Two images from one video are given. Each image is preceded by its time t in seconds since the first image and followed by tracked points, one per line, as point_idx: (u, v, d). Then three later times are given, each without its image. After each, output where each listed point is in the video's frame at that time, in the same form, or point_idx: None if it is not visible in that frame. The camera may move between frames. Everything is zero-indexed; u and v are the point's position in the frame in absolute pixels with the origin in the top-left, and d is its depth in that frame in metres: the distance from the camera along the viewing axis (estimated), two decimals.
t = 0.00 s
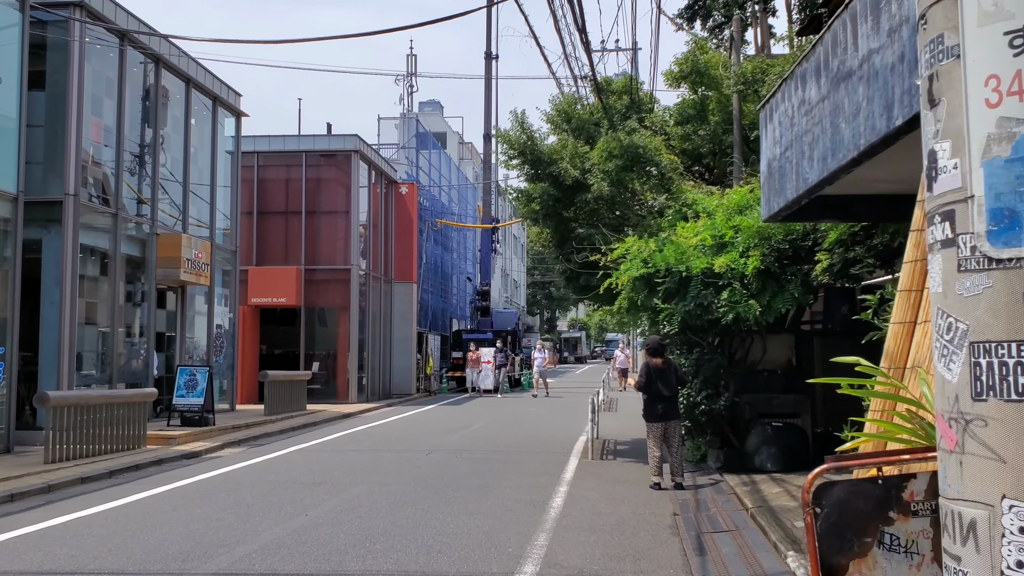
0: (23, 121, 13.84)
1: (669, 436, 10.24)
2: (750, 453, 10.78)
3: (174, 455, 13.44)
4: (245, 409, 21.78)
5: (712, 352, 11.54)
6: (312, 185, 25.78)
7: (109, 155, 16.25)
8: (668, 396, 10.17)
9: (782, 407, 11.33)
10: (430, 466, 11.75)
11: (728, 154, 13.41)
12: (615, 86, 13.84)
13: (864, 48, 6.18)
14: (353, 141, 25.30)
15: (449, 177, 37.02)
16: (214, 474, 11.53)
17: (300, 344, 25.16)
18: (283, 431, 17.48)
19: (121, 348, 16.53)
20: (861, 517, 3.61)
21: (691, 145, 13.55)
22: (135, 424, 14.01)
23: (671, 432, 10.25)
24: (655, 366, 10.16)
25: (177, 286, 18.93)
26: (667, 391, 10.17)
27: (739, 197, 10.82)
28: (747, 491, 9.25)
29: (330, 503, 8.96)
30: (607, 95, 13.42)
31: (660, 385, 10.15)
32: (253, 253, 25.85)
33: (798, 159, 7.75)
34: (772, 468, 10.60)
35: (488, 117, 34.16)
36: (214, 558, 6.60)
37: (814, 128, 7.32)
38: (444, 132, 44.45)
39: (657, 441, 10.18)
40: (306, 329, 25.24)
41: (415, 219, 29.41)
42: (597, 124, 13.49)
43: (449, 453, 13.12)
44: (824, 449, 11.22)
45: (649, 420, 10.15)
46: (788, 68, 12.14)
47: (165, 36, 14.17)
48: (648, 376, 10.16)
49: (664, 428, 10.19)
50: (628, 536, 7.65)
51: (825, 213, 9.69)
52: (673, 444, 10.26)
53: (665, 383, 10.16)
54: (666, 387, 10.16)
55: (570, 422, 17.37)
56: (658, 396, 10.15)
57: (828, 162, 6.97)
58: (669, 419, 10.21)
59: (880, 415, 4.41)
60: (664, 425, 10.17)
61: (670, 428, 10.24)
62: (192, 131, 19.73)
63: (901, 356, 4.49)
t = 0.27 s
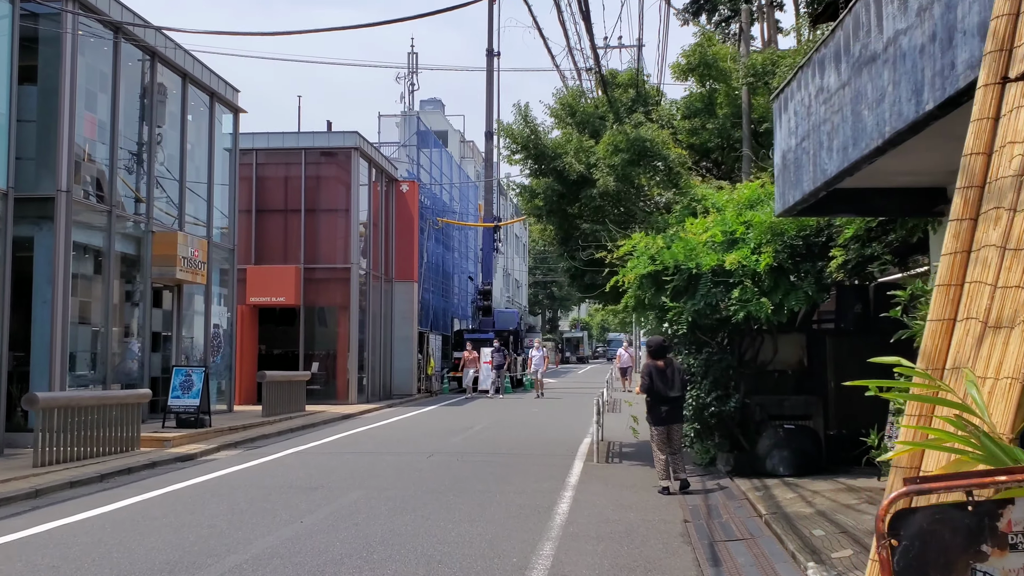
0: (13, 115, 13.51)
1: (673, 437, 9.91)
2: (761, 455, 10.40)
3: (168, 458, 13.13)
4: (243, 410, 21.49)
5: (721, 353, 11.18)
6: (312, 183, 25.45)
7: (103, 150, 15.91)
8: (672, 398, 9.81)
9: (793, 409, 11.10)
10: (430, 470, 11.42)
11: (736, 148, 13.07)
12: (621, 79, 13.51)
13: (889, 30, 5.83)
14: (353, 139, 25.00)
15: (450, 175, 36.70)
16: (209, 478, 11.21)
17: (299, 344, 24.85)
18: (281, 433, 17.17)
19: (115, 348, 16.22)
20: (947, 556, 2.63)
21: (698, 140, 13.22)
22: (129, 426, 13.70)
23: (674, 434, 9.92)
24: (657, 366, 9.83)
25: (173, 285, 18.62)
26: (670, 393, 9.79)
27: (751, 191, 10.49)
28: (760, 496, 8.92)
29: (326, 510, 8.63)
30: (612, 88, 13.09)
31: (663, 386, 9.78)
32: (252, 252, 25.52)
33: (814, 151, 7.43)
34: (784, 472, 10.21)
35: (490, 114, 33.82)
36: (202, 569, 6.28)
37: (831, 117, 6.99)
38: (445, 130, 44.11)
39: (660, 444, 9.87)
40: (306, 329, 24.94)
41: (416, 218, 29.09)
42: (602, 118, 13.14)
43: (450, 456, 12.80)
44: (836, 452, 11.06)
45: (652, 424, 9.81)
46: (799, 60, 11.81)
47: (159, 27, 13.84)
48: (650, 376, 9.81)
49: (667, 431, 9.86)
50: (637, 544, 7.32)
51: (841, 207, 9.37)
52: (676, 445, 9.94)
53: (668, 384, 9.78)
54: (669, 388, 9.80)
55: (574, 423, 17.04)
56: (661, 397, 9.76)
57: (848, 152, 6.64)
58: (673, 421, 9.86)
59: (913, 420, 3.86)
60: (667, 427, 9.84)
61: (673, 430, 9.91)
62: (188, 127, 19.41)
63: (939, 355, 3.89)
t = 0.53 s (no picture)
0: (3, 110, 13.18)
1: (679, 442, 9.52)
2: (773, 461, 10.07)
3: (163, 462, 12.82)
4: (242, 412, 21.17)
5: (732, 354, 10.62)
6: (312, 181, 25.13)
7: (98, 147, 15.60)
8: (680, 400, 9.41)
9: (807, 412, 10.63)
10: (432, 475, 11.09)
11: (747, 143, 12.67)
12: (627, 72, 13.19)
13: (919, 13, 5.48)
14: (354, 136, 24.69)
15: (452, 173, 36.37)
16: (203, 483, 10.90)
17: (299, 344, 24.54)
18: (279, 435, 16.84)
19: (111, 349, 15.92)
20: None
21: (707, 136, 12.89)
22: (124, 429, 13.40)
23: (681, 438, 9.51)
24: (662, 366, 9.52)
25: (170, 284, 18.36)
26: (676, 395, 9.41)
27: (763, 187, 10.15)
28: (774, 504, 8.57)
29: (323, 519, 8.29)
30: (619, 81, 12.78)
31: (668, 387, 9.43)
32: (251, 251, 25.19)
33: (834, 143, 7.09)
34: (798, 478, 9.87)
35: (492, 112, 33.49)
36: None
37: (853, 108, 6.65)
38: (448, 128, 43.81)
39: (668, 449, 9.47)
40: (306, 329, 24.63)
41: (418, 217, 28.74)
42: (609, 113, 12.84)
43: (451, 460, 12.46)
44: (849, 457, 10.74)
45: (658, 427, 9.38)
46: (812, 53, 11.46)
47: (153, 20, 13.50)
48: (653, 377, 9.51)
49: (675, 434, 9.44)
50: (647, 556, 6.98)
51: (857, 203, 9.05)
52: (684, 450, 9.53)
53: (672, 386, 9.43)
54: (675, 390, 9.43)
55: (579, 426, 16.71)
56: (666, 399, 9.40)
57: (872, 144, 6.31)
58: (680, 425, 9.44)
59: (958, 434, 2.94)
60: (676, 431, 9.41)
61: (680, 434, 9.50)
62: (185, 123, 19.08)
63: (988, 362, 2.75)
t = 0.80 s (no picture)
0: None
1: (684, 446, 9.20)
2: (788, 465, 9.73)
3: (157, 465, 12.49)
4: (240, 413, 20.84)
5: (743, 354, 10.24)
6: (312, 178, 24.81)
7: (92, 143, 15.25)
8: (685, 402, 9.09)
9: (820, 414, 10.69)
10: (433, 480, 10.75)
11: (756, 139, 12.45)
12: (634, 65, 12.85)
13: None
14: (354, 132, 24.34)
15: (454, 172, 36.03)
16: (198, 488, 10.56)
17: (299, 344, 24.19)
18: (276, 437, 16.49)
19: (105, 349, 15.57)
20: None
21: (716, 130, 12.55)
22: (118, 431, 13.06)
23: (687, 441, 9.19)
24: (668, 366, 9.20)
25: (166, 283, 18.03)
26: (681, 396, 9.08)
27: (777, 181, 9.80)
28: (791, 511, 8.20)
29: (320, 527, 7.95)
30: (626, 74, 12.44)
31: (673, 388, 9.10)
32: (250, 250, 24.83)
33: (857, 133, 6.74)
34: (813, 483, 9.50)
35: (494, 110, 33.15)
36: None
37: (879, 95, 6.31)
38: (449, 127, 43.47)
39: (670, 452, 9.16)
40: (305, 329, 24.31)
41: (419, 216, 28.37)
42: (615, 107, 12.53)
43: (453, 464, 12.12)
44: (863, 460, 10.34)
45: (662, 430, 9.07)
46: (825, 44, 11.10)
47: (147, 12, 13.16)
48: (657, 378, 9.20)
49: (679, 439, 9.12)
50: (662, 567, 6.63)
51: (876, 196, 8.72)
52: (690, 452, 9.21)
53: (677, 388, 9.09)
54: (681, 392, 9.10)
55: (583, 428, 16.37)
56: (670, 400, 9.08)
57: (900, 132, 5.97)
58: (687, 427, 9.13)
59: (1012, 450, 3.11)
60: (680, 435, 9.08)
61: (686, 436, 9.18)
62: (182, 119, 18.73)
63: None
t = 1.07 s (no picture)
0: None
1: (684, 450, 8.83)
2: (799, 470, 9.38)
3: (149, 470, 12.18)
4: (237, 415, 20.55)
5: (753, 355, 9.90)
6: (310, 177, 24.51)
7: (84, 140, 14.93)
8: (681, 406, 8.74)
9: (832, 417, 10.30)
10: (432, 485, 10.44)
11: (763, 135, 12.19)
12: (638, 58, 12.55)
13: None
14: (351, 130, 24.00)
15: (454, 170, 35.72)
16: (190, 494, 10.25)
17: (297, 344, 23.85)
18: (273, 440, 16.17)
19: (97, 351, 15.26)
20: None
21: (723, 125, 12.25)
22: (109, 435, 12.75)
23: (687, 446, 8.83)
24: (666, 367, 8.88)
25: (160, 283, 17.74)
26: (676, 399, 8.73)
27: (788, 175, 9.46)
28: (805, 518, 7.87)
29: (314, 537, 7.64)
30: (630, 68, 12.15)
31: (668, 391, 8.75)
32: (247, 249, 24.49)
33: (876, 123, 6.41)
34: (826, 488, 9.16)
35: (494, 108, 32.81)
36: None
37: (902, 82, 5.98)
38: (449, 125, 43.17)
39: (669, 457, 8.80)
40: (303, 330, 23.97)
41: (418, 215, 28.03)
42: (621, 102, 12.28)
43: (454, 469, 11.79)
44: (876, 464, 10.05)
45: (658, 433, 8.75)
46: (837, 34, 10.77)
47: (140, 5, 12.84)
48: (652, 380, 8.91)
49: (676, 443, 8.78)
50: None
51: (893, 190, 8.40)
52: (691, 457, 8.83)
53: (672, 391, 8.74)
54: (676, 394, 8.74)
55: (586, 430, 16.06)
56: (666, 404, 8.76)
57: (925, 121, 5.64)
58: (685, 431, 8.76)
59: None
60: (677, 439, 8.75)
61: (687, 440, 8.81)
62: (176, 116, 18.41)
63: None
